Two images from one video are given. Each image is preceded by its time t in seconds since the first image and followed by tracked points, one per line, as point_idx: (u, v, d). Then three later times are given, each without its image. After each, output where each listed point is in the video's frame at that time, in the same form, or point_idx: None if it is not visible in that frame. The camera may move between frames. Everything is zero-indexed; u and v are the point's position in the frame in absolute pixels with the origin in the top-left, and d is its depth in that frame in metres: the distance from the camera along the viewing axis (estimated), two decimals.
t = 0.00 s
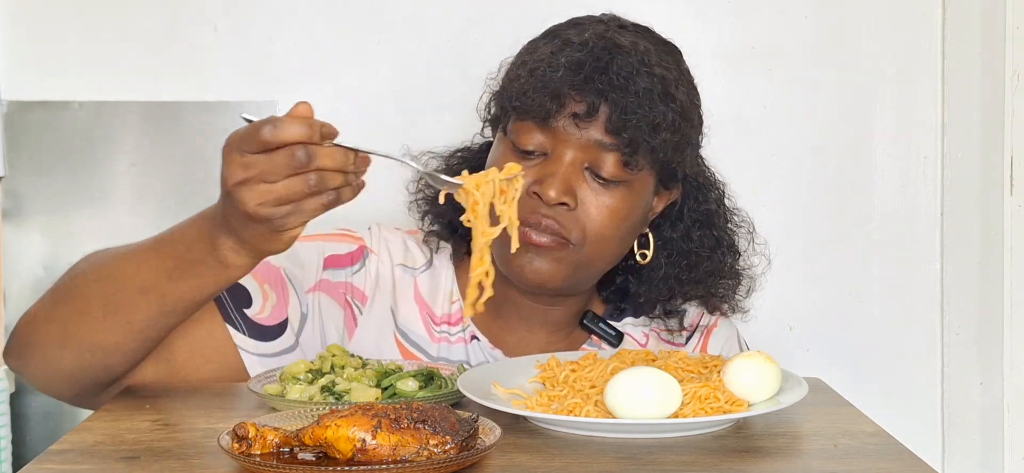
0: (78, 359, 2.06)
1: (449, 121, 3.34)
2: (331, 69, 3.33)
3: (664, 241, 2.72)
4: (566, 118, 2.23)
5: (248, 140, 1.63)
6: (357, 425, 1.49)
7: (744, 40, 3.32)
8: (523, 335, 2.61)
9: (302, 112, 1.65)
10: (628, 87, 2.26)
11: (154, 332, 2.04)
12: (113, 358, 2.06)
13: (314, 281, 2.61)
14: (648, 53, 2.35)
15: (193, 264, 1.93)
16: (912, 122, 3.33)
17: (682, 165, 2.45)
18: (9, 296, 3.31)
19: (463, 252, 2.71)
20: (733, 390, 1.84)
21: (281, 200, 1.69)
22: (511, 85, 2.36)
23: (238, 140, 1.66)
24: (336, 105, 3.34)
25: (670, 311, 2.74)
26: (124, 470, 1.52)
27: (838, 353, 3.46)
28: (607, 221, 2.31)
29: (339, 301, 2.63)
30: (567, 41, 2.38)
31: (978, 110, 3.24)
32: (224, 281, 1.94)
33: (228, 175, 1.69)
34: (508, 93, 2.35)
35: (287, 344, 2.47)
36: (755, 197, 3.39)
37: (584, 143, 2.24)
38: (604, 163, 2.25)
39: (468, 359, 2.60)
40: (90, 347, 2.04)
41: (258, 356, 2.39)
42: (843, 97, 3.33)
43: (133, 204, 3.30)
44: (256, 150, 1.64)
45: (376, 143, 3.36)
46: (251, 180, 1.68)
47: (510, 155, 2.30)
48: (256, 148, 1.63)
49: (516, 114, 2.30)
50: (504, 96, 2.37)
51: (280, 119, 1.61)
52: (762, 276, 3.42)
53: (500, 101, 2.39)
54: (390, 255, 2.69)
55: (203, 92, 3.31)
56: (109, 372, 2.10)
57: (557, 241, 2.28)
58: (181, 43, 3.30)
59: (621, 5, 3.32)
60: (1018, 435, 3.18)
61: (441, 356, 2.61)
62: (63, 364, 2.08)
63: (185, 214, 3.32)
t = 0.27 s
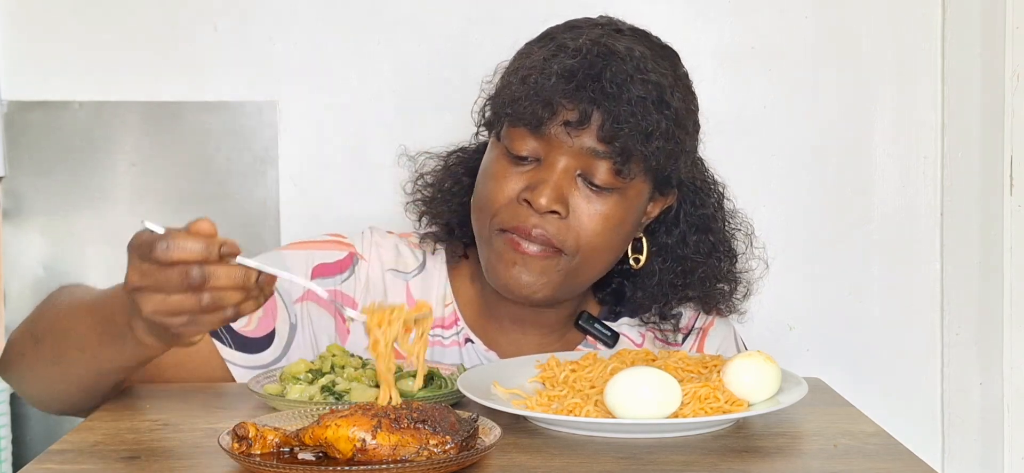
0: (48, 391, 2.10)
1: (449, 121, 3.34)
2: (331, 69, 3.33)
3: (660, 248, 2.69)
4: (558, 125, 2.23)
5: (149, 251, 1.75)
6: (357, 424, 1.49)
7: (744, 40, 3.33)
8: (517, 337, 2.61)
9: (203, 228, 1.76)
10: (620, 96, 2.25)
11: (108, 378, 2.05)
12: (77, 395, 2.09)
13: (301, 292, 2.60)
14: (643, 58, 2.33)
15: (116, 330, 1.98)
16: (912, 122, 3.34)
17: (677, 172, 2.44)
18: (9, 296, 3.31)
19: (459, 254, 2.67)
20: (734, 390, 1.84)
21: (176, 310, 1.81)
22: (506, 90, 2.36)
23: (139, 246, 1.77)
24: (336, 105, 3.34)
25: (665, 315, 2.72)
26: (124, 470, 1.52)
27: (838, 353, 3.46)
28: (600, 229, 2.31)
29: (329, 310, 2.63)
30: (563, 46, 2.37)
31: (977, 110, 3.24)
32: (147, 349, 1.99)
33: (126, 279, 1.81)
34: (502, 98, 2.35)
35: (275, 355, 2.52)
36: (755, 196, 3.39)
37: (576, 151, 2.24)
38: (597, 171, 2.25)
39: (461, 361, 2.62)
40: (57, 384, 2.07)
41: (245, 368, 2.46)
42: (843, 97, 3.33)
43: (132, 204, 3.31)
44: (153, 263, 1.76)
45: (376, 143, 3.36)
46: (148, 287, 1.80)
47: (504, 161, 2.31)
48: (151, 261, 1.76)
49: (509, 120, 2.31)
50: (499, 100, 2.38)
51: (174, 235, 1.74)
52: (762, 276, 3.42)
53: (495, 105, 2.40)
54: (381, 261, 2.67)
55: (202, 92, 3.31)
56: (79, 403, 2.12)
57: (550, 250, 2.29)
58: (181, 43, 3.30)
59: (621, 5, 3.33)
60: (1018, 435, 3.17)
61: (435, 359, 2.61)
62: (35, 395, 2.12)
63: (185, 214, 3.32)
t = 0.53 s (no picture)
0: (35, 406, 2.08)
1: (449, 121, 3.34)
2: (331, 69, 3.33)
3: (655, 247, 2.70)
4: (551, 126, 2.23)
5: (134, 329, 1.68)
6: (357, 424, 1.49)
7: (744, 40, 3.33)
8: (514, 337, 2.61)
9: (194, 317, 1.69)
10: (613, 95, 2.26)
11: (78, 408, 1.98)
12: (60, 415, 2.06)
13: (297, 295, 2.62)
14: (637, 58, 2.34)
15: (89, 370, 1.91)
16: (912, 122, 3.34)
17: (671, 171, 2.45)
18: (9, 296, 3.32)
19: (455, 254, 2.67)
20: (733, 390, 1.84)
21: (151, 388, 1.74)
22: (499, 91, 2.36)
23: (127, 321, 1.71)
24: (336, 105, 3.34)
25: (662, 314, 2.72)
26: (124, 469, 1.52)
27: (838, 353, 3.46)
28: (596, 229, 2.31)
29: (324, 312, 2.66)
30: (555, 46, 2.37)
31: (977, 110, 3.24)
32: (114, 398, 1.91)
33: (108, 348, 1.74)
34: (494, 99, 2.35)
35: (269, 358, 2.57)
36: (755, 196, 3.40)
37: (570, 151, 2.24)
38: (591, 170, 2.25)
39: (458, 362, 2.61)
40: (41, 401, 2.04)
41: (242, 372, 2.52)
42: (843, 97, 3.34)
43: (132, 205, 3.31)
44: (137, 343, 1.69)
45: (377, 143, 3.36)
46: (127, 361, 1.73)
47: (498, 162, 2.31)
48: (135, 342, 1.69)
49: (502, 121, 2.30)
50: (492, 101, 2.37)
51: (162, 321, 1.66)
52: (761, 276, 3.42)
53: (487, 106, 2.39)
54: (377, 263, 2.67)
55: (202, 92, 3.31)
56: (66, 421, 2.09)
57: (546, 250, 2.29)
58: (180, 43, 3.30)
59: (621, 5, 3.33)
60: (1018, 435, 3.18)
61: (431, 360, 2.62)
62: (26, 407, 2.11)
63: (185, 214, 3.32)
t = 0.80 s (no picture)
0: (45, 400, 2.09)
1: (449, 121, 3.34)
2: (331, 69, 3.33)
3: (654, 245, 2.70)
4: (547, 125, 2.23)
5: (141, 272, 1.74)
6: (357, 425, 1.49)
7: (744, 40, 3.33)
8: (513, 336, 2.60)
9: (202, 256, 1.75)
10: (609, 94, 2.25)
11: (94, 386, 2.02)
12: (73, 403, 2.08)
13: (297, 294, 2.63)
14: (633, 56, 2.33)
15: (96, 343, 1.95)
16: (912, 123, 3.34)
17: (668, 169, 2.45)
18: (9, 296, 3.32)
19: (454, 254, 2.67)
20: (733, 390, 1.84)
21: (161, 332, 1.79)
22: (495, 91, 2.36)
23: (133, 265, 1.77)
24: (336, 105, 3.34)
25: (662, 313, 2.73)
26: (124, 470, 1.52)
27: (838, 353, 3.46)
28: (593, 227, 2.31)
29: (323, 311, 2.64)
30: (551, 45, 2.37)
31: (977, 110, 3.24)
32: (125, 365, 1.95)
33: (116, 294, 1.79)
34: (491, 99, 2.35)
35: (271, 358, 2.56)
36: (755, 196, 3.40)
37: (566, 150, 2.24)
38: (587, 169, 2.25)
39: (459, 361, 2.61)
40: (51, 392, 2.06)
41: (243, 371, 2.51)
42: (843, 97, 3.34)
43: (132, 205, 3.31)
44: (146, 282, 1.75)
45: (377, 143, 3.36)
46: (137, 305, 1.78)
47: (495, 161, 2.32)
48: (145, 281, 1.74)
49: (499, 121, 2.31)
50: (488, 101, 2.37)
51: (172, 259, 1.73)
52: (761, 276, 3.43)
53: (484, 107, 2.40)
54: (376, 261, 2.67)
55: (202, 92, 3.31)
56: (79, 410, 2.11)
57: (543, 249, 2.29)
58: (180, 43, 3.30)
59: (621, 5, 3.33)
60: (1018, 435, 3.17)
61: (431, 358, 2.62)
62: (34, 402, 2.12)
63: (185, 214, 3.32)
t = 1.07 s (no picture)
0: (40, 400, 2.07)
1: (449, 121, 3.35)
2: (331, 69, 3.33)
3: (655, 244, 2.70)
4: (550, 123, 2.24)
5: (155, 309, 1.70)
6: (357, 424, 1.49)
7: (744, 40, 3.33)
8: (514, 335, 2.60)
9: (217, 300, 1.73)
10: (612, 92, 2.26)
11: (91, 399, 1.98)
12: (69, 408, 2.05)
13: (299, 293, 2.62)
14: (635, 55, 2.34)
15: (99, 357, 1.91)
16: (912, 123, 3.34)
17: (670, 168, 2.45)
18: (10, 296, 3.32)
19: (455, 253, 2.69)
20: (733, 389, 1.84)
21: (168, 371, 1.76)
22: (498, 89, 2.36)
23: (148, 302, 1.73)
24: (336, 105, 3.35)
25: (664, 311, 2.72)
26: (124, 469, 1.52)
27: (838, 353, 3.46)
28: (597, 226, 2.31)
29: (325, 310, 2.65)
30: (553, 44, 2.37)
31: (977, 110, 3.24)
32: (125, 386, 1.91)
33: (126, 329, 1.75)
34: (493, 97, 2.35)
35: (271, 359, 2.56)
36: (755, 196, 3.40)
37: (570, 148, 2.24)
38: (591, 167, 2.25)
39: (459, 359, 2.61)
40: (48, 393, 2.04)
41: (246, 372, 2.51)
42: (843, 97, 3.34)
43: (132, 205, 3.31)
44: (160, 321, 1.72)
45: (377, 143, 3.36)
46: (145, 343, 1.75)
47: (499, 160, 2.32)
48: (158, 321, 1.71)
49: (502, 119, 2.30)
50: (491, 100, 2.37)
51: (189, 300, 1.70)
52: (761, 275, 3.43)
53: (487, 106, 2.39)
54: (377, 260, 2.67)
55: (202, 92, 3.31)
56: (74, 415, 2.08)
57: (547, 248, 2.29)
58: (180, 43, 3.30)
59: (621, 5, 3.33)
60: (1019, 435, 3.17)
61: (432, 357, 2.61)
62: (30, 402, 2.10)
63: (185, 214, 3.32)
